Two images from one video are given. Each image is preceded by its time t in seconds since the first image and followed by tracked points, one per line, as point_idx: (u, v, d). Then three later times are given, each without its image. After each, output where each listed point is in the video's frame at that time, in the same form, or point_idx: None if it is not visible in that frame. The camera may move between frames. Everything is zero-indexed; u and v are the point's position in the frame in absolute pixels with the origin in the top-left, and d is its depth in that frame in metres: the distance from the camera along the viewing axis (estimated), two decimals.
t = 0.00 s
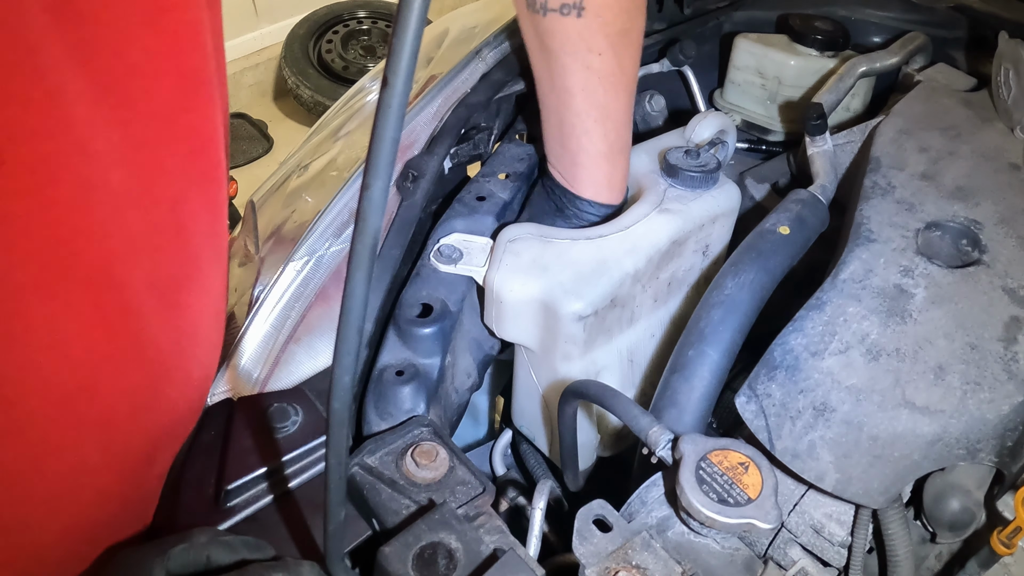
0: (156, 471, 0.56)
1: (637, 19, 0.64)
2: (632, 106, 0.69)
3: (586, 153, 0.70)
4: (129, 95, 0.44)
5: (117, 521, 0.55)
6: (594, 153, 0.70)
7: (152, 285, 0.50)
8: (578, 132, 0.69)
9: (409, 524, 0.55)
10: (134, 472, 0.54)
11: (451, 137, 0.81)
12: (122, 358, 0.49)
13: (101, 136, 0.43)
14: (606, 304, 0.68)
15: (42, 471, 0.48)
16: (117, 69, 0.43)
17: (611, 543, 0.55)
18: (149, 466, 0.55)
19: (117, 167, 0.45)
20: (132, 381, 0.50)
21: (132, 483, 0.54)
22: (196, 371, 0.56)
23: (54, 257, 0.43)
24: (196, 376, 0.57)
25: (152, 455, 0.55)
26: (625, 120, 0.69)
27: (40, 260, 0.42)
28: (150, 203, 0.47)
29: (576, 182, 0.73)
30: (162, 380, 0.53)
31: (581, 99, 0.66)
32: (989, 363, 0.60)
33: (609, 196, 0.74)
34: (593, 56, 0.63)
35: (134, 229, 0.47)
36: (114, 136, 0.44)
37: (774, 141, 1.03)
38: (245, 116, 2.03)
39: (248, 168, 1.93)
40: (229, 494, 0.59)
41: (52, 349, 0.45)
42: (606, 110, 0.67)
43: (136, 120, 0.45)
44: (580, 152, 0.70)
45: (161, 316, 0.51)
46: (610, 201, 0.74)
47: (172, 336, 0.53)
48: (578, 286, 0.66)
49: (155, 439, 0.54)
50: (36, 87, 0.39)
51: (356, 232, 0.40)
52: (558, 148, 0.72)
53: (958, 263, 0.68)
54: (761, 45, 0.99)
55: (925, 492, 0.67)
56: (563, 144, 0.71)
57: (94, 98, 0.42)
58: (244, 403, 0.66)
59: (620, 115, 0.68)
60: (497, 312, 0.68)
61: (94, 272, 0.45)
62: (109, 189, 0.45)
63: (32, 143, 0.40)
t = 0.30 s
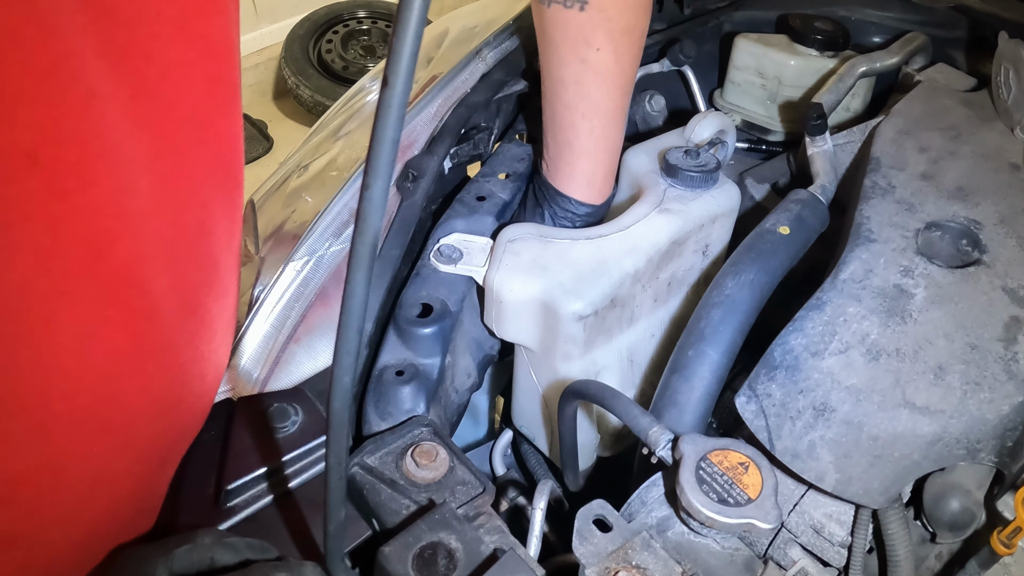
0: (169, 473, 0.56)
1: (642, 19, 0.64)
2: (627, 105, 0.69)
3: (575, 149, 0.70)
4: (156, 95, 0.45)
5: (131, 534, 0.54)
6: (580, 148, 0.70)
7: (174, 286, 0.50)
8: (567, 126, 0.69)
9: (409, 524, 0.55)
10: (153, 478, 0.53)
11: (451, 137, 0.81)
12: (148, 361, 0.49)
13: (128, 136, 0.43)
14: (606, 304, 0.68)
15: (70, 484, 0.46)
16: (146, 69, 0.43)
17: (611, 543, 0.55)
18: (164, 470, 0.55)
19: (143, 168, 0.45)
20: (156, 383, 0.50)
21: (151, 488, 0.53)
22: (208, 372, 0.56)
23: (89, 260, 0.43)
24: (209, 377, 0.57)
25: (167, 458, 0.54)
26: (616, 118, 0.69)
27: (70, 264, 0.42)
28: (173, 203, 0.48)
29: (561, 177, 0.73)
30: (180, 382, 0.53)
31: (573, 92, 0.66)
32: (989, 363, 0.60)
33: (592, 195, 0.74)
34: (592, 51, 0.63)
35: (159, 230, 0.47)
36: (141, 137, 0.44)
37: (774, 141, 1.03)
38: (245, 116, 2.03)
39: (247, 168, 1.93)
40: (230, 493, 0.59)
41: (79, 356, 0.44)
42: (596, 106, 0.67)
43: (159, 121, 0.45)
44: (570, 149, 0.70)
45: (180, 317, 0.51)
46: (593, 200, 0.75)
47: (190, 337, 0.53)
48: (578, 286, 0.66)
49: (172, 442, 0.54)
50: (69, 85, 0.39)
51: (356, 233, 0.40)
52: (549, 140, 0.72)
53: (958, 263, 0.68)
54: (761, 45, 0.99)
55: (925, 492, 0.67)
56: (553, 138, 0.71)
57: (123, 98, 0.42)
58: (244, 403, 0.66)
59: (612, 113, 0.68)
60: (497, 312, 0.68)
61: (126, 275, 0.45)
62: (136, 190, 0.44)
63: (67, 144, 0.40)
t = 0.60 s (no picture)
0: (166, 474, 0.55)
1: (649, 36, 0.63)
2: (633, 119, 0.69)
3: (580, 160, 0.70)
4: (153, 93, 0.45)
5: (131, 534, 0.53)
6: (586, 161, 0.70)
7: (174, 285, 0.50)
8: (573, 140, 0.69)
9: (409, 524, 0.55)
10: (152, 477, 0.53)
11: (451, 137, 0.81)
12: (147, 360, 0.49)
13: (127, 134, 0.43)
14: (606, 304, 0.68)
15: (70, 483, 0.46)
16: (143, 68, 0.43)
17: (611, 543, 0.55)
18: (163, 470, 0.55)
19: (143, 167, 0.45)
20: (155, 382, 0.50)
21: (149, 488, 0.53)
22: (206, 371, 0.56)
23: (89, 259, 0.43)
24: (206, 376, 0.57)
25: (166, 458, 0.54)
26: (622, 132, 0.69)
27: (70, 263, 0.42)
28: (172, 202, 0.48)
29: (568, 186, 0.73)
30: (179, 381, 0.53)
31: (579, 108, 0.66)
32: (989, 363, 0.60)
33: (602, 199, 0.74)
34: (597, 69, 0.63)
35: (158, 229, 0.47)
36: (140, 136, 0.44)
37: (774, 141, 1.03)
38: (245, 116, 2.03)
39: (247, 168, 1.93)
40: (230, 494, 0.59)
41: (79, 356, 0.44)
42: (603, 121, 0.67)
43: (158, 120, 0.45)
44: (575, 161, 0.70)
45: (179, 316, 0.51)
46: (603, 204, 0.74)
47: (188, 336, 0.53)
48: (579, 286, 0.66)
49: (170, 442, 0.54)
50: (65, 86, 0.39)
51: (356, 233, 0.40)
52: (556, 153, 0.72)
53: (958, 263, 0.68)
54: (761, 45, 0.99)
55: (925, 492, 0.67)
56: (560, 150, 0.71)
57: (122, 97, 0.42)
58: (244, 403, 0.66)
59: (617, 129, 0.68)
60: (498, 312, 0.68)
61: (125, 273, 0.45)
62: (135, 189, 0.44)
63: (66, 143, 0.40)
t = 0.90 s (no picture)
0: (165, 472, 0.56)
1: (651, 30, 0.64)
2: (636, 115, 0.69)
3: (584, 157, 0.70)
4: (157, 98, 0.44)
5: (129, 533, 0.54)
6: (591, 158, 0.70)
7: (173, 286, 0.50)
8: (578, 137, 0.69)
9: (409, 524, 0.55)
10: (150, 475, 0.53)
11: (450, 137, 0.81)
12: (146, 360, 0.49)
13: (130, 138, 0.43)
14: (606, 304, 0.68)
15: (68, 483, 0.46)
16: (148, 72, 0.43)
17: (611, 543, 0.55)
18: (162, 468, 0.55)
19: (144, 170, 0.45)
20: (153, 384, 0.50)
21: (148, 486, 0.53)
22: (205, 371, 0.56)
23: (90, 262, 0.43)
24: (205, 376, 0.57)
25: (164, 457, 0.55)
26: (626, 129, 0.69)
27: (71, 265, 0.42)
28: (172, 205, 0.48)
29: (569, 184, 0.73)
30: (177, 381, 0.53)
31: (585, 104, 0.66)
32: (989, 363, 0.60)
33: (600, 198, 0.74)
34: (604, 62, 0.63)
35: (158, 232, 0.47)
36: (141, 140, 0.44)
37: (774, 141, 1.03)
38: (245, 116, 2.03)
39: (247, 168, 1.93)
40: (230, 494, 0.59)
41: (79, 358, 0.44)
42: (608, 116, 0.67)
43: (160, 124, 0.45)
44: (578, 158, 0.70)
45: (178, 317, 0.51)
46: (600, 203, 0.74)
47: (187, 336, 0.53)
48: (578, 286, 0.66)
49: (168, 441, 0.54)
50: (70, 90, 0.39)
51: (356, 233, 0.40)
52: (558, 151, 0.72)
53: (958, 263, 0.68)
54: (761, 45, 0.99)
55: (925, 492, 0.67)
56: (561, 148, 0.71)
57: (125, 102, 0.42)
58: (244, 402, 0.66)
59: (621, 125, 0.68)
60: (497, 312, 0.68)
61: (126, 276, 0.45)
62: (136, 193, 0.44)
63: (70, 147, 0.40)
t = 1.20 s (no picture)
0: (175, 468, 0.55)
1: (654, 28, 0.64)
2: (639, 115, 0.69)
3: (587, 157, 0.70)
4: (177, 94, 0.44)
5: (139, 528, 0.54)
6: (594, 158, 0.70)
7: (186, 282, 0.50)
8: (581, 136, 0.69)
9: (409, 524, 0.55)
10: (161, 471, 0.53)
11: (451, 137, 0.81)
12: (159, 356, 0.49)
13: (146, 133, 0.43)
14: (606, 304, 0.68)
15: (76, 479, 0.46)
16: (171, 69, 0.43)
17: (611, 543, 0.55)
18: (172, 464, 0.55)
19: (162, 167, 0.45)
20: (164, 378, 0.50)
21: (158, 482, 0.53)
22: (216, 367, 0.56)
23: (103, 256, 0.43)
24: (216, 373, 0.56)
25: (174, 452, 0.54)
26: (629, 128, 0.69)
27: (85, 258, 0.42)
28: (189, 201, 0.47)
29: (572, 182, 0.73)
30: (189, 377, 0.53)
31: (587, 104, 0.66)
32: (989, 363, 0.60)
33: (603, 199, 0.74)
34: (607, 63, 0.63)
35: (173, 228, 0.47)
36: (160, 135, 0.44)
37: (774, 141, 1.03)
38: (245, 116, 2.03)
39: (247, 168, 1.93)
40: (230, 493, 0.59)
41: (89, 353, 0.44)
42: (611, 117, 0.67)
43: (179, 120, 0.45)
44: (581, 158, 0.71)
45: (191, 312, 0.51)
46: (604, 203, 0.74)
47: (200, 333, 0.53)
48: (578, 286, 0.66)
49: (179, 436, 0.54)
50: (90, 86, 0.39)
51: (356, 232, 0.40)
52: (560, 149, 0.72)
53: (958, 263, 0.68)
54: (761, 45, 0.99)
55: (925, 492, 0.67)
56: (565, 146, 0.71)
57: (145, 98, 0.42)
58: (243, 402, 0.66)
59: (624, 125, 0.68)
60: (497, 312, 0.68)
61: (139, 271, 0.45)
62: (153, 189, 0.44)
63: (86, 141, 0.40)
